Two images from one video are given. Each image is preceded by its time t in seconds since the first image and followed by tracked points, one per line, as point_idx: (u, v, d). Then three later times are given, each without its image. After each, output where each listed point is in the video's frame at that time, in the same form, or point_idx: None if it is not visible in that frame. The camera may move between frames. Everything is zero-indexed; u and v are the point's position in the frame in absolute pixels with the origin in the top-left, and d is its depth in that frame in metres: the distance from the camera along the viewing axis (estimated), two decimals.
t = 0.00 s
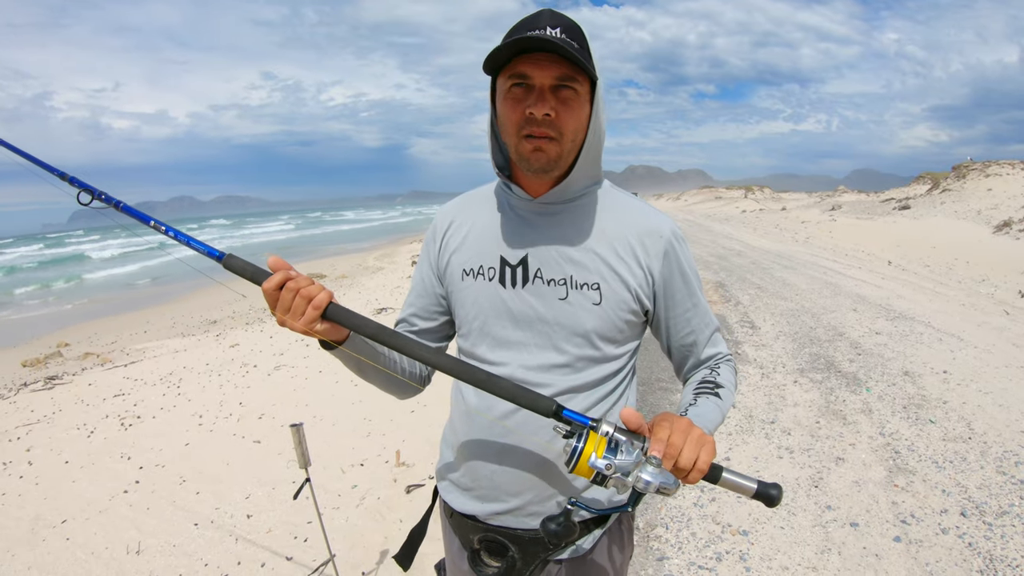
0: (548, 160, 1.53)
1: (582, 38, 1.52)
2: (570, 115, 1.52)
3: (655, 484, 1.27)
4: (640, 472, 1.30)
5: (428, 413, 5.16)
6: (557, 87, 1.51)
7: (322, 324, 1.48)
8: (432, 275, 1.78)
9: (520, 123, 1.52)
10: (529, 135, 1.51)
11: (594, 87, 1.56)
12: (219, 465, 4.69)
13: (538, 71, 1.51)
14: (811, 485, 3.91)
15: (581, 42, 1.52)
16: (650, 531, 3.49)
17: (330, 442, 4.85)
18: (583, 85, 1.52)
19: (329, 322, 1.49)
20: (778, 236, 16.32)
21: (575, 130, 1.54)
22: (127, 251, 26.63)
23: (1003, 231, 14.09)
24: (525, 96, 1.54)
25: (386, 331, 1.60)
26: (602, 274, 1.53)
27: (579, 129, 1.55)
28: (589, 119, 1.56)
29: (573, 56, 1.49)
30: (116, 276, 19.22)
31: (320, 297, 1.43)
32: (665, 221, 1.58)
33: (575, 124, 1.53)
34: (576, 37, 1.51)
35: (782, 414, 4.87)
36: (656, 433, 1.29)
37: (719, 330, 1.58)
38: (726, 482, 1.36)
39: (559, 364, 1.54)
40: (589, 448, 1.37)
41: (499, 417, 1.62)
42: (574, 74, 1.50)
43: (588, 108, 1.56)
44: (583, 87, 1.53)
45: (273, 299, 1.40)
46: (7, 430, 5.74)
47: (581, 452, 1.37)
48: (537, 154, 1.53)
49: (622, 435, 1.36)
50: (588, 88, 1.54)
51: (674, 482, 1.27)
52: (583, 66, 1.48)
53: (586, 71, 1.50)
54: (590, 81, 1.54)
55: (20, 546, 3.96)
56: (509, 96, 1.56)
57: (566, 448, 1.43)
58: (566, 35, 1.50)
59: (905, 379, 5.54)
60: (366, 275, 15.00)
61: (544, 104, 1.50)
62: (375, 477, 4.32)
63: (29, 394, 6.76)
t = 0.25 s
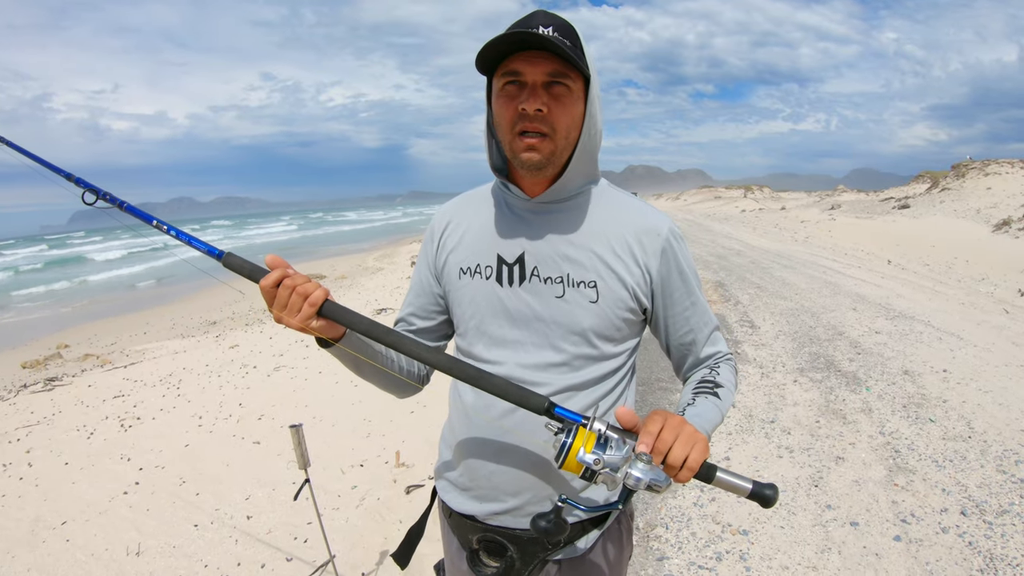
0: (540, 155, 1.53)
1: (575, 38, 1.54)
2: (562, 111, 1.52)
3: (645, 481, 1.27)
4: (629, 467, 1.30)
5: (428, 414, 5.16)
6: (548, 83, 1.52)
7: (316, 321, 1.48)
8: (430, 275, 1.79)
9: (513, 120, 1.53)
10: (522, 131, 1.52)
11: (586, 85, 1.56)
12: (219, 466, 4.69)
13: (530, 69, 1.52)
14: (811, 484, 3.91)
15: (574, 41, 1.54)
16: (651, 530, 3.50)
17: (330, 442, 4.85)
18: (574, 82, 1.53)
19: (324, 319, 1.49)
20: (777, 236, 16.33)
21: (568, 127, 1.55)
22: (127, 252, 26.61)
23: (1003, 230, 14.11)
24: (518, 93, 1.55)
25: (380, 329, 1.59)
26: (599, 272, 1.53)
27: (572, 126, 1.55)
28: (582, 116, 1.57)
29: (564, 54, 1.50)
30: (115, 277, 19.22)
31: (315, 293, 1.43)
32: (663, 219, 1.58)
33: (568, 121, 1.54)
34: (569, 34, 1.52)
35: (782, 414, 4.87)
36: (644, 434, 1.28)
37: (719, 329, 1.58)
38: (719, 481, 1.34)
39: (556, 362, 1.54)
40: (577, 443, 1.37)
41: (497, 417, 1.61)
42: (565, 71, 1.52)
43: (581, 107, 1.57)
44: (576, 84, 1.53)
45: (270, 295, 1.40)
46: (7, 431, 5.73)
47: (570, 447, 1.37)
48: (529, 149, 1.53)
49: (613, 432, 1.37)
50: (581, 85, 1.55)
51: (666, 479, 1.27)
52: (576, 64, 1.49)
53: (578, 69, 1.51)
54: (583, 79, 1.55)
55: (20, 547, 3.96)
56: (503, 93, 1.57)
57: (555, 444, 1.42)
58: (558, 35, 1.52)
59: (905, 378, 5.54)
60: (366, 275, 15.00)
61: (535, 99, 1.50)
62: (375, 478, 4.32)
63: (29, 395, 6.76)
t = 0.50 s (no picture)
0: (508, 161, 1.56)
1: (541, 37, 1.48)
2: (525, 116, 1.50)
3: (634, 498, 1.31)
4: (618, 485, 1.33)
5: (428, 414, 5.16)
6: (510, 90, 1.50)
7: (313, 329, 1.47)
8: (431, 271, 1.79)
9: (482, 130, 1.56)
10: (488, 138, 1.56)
11: (557, 81, 1.50)
12: (219, 466, 4.69)
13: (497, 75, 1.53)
14: (811, 484, 3.91)
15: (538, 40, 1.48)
16: (651, 531, 3.49)
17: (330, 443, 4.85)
18: (536, 83, 1.48)
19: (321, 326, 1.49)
20: (777, 236, 16.34)
21: (537, 129, 1.52)
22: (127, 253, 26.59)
23: (1003, 228, 14.10)
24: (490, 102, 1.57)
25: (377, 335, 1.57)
26: (600, 270, 1.52)
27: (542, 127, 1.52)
28: (552, 115, 1.52)
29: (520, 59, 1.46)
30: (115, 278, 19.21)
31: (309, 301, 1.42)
32: (666, 218, 1.57)
33: (535, 123, 1.51)
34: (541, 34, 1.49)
35: (782, 413, 4.87)
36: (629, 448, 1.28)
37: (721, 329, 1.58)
38: (714, 489, 1.30)
39: (556, 361, 1.53)
40: (566, 461, 1.37)
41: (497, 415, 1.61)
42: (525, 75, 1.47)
43: (553, 104, 1.52)
44: (540, 84, 1.48)
45: (267, 303, 1.39)
46: (7, 433, 5.73)
47: (559, 464, 1.37)
48: (498, 156, 1.56)
49: (607, 443, 1.36)
50: (548, 83, 1.49)
51: (654, 495, 1.32)
52: (535, 65, 1.46)
53: (535, 70, 1.46)
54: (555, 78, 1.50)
55: (20, 548, 3.96)
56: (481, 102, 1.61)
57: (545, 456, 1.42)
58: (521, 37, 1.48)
59: (905, 377, 5.54)
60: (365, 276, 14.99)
61: (494, 109, 1.51)
62: (375, 478, 4.33)
63: (29, 397, 6.76)
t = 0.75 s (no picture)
0: (488, 167, 1.58)
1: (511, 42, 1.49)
2: (494, 121, 1.51)
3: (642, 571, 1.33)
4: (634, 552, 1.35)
5: (428, 413, 5.16)
6: (484, 98, 1.53)
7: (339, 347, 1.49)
8: (438, 270, 1.80)
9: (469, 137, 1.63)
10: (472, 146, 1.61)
11: (527, 82, 1.47)
12: (220, 467, 4.70)
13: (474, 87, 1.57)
14: (812, 483, 3.91)
15: (508, 45, 1.49)
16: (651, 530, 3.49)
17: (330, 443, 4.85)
18: (502, 88, 1.48)
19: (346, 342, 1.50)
20: (777, 235, 16.33)
21: (507, 133, 1.51)
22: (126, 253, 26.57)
23: (1003, 227, 14.09)
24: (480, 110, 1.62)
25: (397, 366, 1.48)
26: (601, 273, 1.51)
27: (513, 130, 1.51)
28: (522, 118, 1.50)
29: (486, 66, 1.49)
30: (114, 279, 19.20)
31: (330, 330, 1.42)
32: (671, 220, 1.54)
33: (505, 127, 1.51)
34: (514, 40, 1.49)
35: (782, 413, 4.87)
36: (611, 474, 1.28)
37: (728, 335, 1.54)
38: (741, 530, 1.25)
39: (555, 362, 1.53)
40: (581, 538, 1.44)
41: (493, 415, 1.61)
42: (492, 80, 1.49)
43: (526, 107, 1.49)
44: (507, 87, 1.48)
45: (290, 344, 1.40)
46: (7, 433, 5.74)
47: (573, 542, 1.44)
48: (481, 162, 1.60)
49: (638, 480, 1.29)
50: (516, 86, 1.48)
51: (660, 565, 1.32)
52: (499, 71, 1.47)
53: (497, 74, 1.47)
54: (524, 80, 1.48)
55: (21, 549, 3.96)
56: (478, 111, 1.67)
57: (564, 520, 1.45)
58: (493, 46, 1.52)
59: (905, 376, 5.54)
60: (365, 276, 14.99)
61: (468, 117, 1.56)
62: (375, 478, 4.33)
63: (30, 397, 6.77)
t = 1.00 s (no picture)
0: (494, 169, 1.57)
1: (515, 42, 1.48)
2: (499, 123, 1.50)
3: None
4: None
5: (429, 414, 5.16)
6: (488, 99, 1.52)
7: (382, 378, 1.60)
8: (449, 272, 1.82)
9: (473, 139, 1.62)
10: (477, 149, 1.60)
11: (532, 84, 1.47)
12: (221, 468, 4.70)
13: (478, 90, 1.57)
14: (812, 484, 3.91)
15: (512, 46, 1.49)
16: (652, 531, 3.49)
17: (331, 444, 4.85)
18: (507, 89, 1.47)
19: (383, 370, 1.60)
20: (777, 235, 16.32)
21: (513, 134, 1.50)
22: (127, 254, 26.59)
23: (1003, 227, 14.08)
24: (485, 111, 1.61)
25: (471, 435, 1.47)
26: (603, 276, 1.49)
27: (518, 132, 1.50)
28: (527, 119, 1.49)
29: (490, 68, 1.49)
30: (115, 280, 19.20)
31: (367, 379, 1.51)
32: (677, 224, 1.50)
33: (510, 129, 1.50)
34: (517, 39, 1.48)
35: (783, 413, 4.87)
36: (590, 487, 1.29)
37: (733, 342, 1.50)
38: None
39: (557, 365, 1.52)
40: None
41: (496, 415, 1.61)
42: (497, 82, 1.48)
43: (531, 108, 1.48)
44: (512, 88, 1.47)
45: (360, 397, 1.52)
46: (9, 434, 5.74)
47: None
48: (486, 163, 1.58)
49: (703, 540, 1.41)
50: (521, 87, 1.47)
51: None
52: (505, 72, 1.46)
53: (502, 76, 1.46)
54: (528, 80, 1.47)
55: (23, 550, 3.96)
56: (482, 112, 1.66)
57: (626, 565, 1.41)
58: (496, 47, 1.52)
59: (906, 376, 5.53)
60: (366, 277, 14.99)
61: (473, 119, 1.55)
62: (376, 478, 4.33)
63: (31, 398, 6.77)
